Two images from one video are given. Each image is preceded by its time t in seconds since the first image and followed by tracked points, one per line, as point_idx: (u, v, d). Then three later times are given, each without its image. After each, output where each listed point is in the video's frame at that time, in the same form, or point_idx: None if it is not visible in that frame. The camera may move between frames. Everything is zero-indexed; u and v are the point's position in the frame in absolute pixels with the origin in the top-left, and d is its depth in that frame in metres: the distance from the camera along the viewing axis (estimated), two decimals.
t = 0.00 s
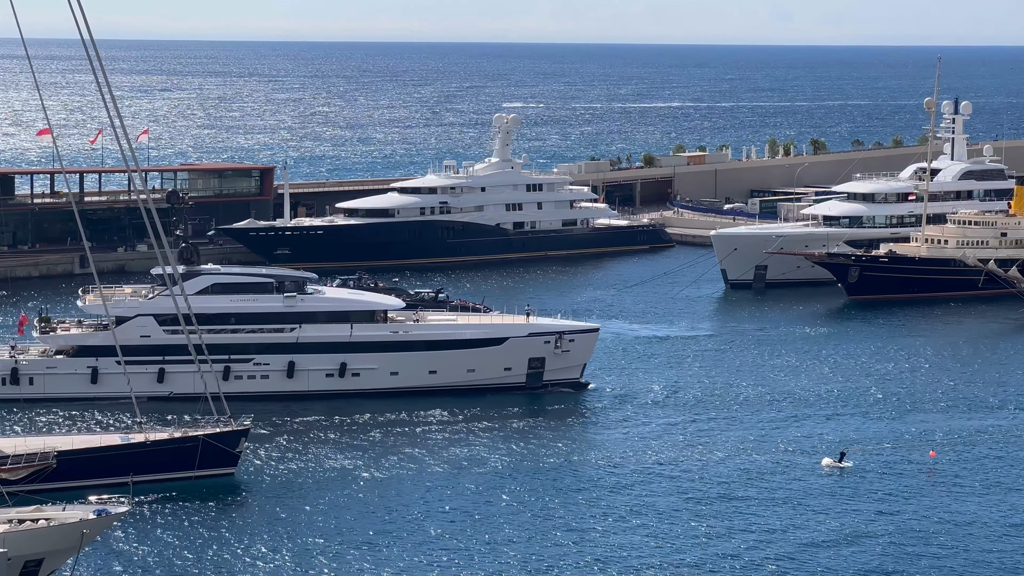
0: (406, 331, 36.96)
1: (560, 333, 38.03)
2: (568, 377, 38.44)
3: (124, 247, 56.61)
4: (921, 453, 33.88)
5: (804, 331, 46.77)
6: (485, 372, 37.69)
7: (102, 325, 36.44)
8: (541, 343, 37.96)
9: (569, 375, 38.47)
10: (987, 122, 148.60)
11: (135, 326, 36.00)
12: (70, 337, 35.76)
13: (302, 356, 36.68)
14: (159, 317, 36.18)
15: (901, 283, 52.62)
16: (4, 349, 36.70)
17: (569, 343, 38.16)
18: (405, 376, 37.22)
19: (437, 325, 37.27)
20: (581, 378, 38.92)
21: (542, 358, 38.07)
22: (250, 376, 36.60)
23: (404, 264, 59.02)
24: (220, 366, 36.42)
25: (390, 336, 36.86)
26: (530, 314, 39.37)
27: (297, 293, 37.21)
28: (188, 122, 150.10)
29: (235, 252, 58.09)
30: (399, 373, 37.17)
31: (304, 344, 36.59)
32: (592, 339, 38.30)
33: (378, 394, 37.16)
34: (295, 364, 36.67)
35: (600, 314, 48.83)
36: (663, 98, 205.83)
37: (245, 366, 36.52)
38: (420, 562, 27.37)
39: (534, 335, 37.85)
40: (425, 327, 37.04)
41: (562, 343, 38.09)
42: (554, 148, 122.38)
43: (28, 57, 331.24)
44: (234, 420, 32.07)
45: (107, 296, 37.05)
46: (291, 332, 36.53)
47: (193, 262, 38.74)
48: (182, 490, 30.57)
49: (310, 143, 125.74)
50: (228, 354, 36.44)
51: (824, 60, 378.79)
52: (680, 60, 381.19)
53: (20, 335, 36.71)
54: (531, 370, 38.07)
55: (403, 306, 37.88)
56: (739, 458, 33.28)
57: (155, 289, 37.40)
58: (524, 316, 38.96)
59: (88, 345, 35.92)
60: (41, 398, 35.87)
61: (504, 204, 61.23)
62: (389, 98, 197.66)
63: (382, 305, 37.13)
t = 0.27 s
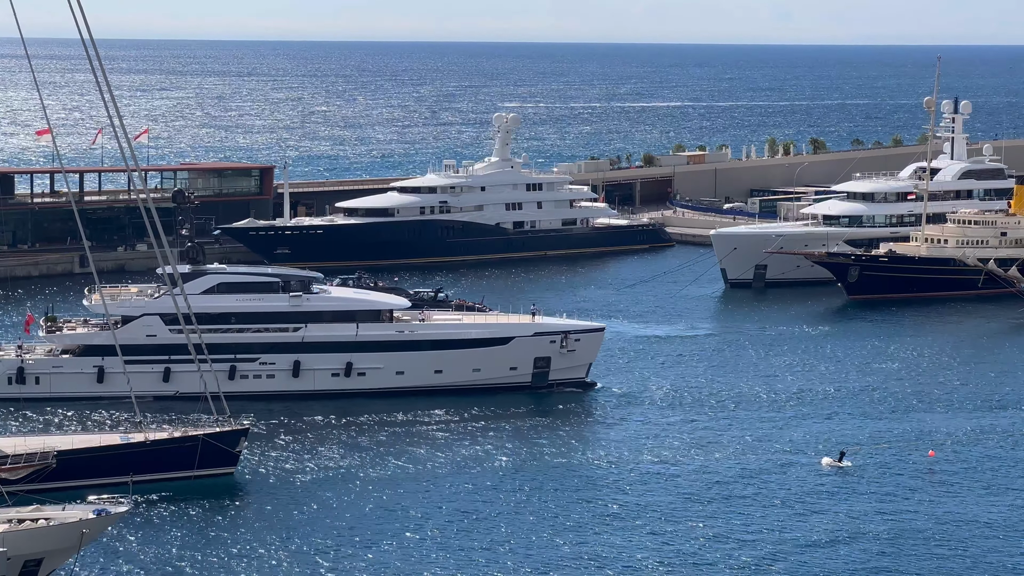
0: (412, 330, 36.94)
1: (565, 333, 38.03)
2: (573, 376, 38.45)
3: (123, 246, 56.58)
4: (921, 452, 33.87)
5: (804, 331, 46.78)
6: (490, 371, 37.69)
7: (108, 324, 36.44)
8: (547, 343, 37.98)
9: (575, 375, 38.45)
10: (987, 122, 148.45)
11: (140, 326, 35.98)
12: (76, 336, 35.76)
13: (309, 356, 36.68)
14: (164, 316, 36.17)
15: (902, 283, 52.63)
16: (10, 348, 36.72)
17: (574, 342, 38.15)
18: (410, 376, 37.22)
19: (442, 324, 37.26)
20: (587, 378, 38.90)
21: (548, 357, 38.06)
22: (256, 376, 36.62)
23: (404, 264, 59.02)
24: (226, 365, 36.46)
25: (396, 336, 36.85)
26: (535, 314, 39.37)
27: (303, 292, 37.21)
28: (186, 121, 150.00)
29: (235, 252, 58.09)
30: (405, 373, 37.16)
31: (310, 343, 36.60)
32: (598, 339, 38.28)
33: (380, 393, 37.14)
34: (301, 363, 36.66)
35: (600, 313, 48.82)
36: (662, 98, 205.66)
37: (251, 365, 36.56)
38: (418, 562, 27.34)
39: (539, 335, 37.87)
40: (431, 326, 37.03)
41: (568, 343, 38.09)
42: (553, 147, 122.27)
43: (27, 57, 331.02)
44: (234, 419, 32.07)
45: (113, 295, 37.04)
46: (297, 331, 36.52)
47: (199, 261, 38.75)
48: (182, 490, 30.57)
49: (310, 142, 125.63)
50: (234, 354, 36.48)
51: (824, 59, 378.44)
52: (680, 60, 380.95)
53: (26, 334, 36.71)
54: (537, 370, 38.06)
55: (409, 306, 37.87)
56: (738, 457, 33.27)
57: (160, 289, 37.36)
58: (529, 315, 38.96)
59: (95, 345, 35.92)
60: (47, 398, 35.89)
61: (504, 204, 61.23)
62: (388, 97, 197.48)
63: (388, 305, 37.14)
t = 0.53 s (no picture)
0: (418, 330, 36.94)
1: (570, 333, 38.02)
2: (578, 376, 38.44)
3: (123, 246, 56.57)
4: (921, 452, 33.87)
5: (803, 331, 46.79)
6: (496, 371, 37.70)
7: (114, 324, 36.46)
8: (552, 343, 37.97)
9: (580, 375, 38.46)
10: (986, 121, 148.45)
11: (146, 326, 35.97)
12: (81, 336, 35.77)
13: (314, 356, 36.70)
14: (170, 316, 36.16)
15: (903, 283, 52.65)
16: (16, 348, 36.74)
17: (580, 342, 38.15)
18: (416, 376, 37.24)
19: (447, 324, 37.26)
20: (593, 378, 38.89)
21: (553, 357, 38.06)
22: (261, 375, 36.65)
23: (404, 264, 59.02)
24: (232, 365, 36.45)
25: (401, 336, 36.84)
26: (540, 314, 39.36)
27: (308, 293, 37.16)
28: (186, 121, 149.97)
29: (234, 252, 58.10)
30: (410, 373, 37.18)
31: (316, 343, 36.62)
32: (603, 339, 38.26)
33: (382, 393, 37.14)
34: (306, 363, 36.68)
35: (599, 313, 48.82)
36: (661, 98, 205.60)
37: (257, 365, 36.57)
38: (416, 562, 27.33)
39: (545, 335, 37.87)
40: (436, 326, 37.04)
41: (573, 343, 38.09)
42: (552, 147, 122.24)
43: (27, 56, 331.04)
44: (233, 420, 32.07)
45: (119, 294, 37.04)
46: (303, 331, 36.52)
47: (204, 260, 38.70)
48: (182, 490, 30.57)
49: (309, 142, 125.58)
50: (239, 353, 36.47)
51: (823, 59, 378.31)
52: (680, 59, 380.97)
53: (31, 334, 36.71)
54: (542, 369, 38.07)
55: (414, 306, 37.85)
56: (737, 457, 33.26)
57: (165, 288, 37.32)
58: (535, 315, 38.94)
59: (101, 345, 35.96)
60: (54, 397, 35.92)
61: (503, 204, 61.23)
62: (387, 97, 197.41)
63: (394, 305, 37.11)
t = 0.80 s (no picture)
0: (423, 331, 36.92)
1: (576, 333, 38.00)
2: (583, 376, 38.43)
3: (123, 246, 56.56)
4: (920, 452, 33.86)
5: (803, 331, 46.78)
6: (501, 371, 37.69)
7: (120, 324, 36.47)
8: (557, 343, 37.96)
9: (586, 375, 38.44)
10: (986, 121, 148.37)
11: (152, 326, 35.95)
12: (87, 336, 35.76)
13: (320, 356, 36.70)
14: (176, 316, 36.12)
15: (905, 283, 52.65)
16: (22, 348, 36.72)
17: (585, 342, 38.13)
18: (421, 376, 37.24)
19: (453, 324, 37.24)
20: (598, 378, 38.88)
21: (558, 357, 38.05)
22: (267, 375, 36.65)
23: (403, 264, 59.00)
24: (237, 366, 36.45)
25: (407, 336, 36.82)
26: (545, 313, 39.34)
27: (314, 292, 37.10)
28: (185, 121, 149.93)
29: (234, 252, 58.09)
30: (416, 372, 37.18)
31: (321, 343, 36.61)
32: (609, 339, 38.24)
33: (385, 393, 37.12)
34: (311, 363, 36.66)
35: (599, 313, 48.81)
36: (661, 98, 205.45)
37: (262, 364, 36.58)
38: (415, 562, 27.31)
39: (550, 335, 37.85)
40: (442, 326, 37.02)
41: (578, 343, 38.07)
42: (551, 147, 122.18)
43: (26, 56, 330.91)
44: (232, 420, 32.08)
45: (125, 294, 37.06)
46: (308, 331, 36.50)
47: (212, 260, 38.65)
48: (181, 490, 30.57)
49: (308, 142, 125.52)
50: (245, 353, 36.47)
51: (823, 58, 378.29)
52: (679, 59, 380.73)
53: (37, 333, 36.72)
54: (548, 369, 38.06)
55: (420, 306, 37.81)
56: (736, 457, 33.25)
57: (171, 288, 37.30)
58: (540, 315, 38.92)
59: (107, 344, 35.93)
60: (61, 397, 35.92)
61: (503, 204, 61.22)
62: (386, 97, 197.31)
63: (399, 304, 37.06)
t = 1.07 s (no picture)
0: (429, 331, 36.90)
1: (582, 333, 37.99)
2: (588, 377, 38.43)
3: (123, 246, 56.55)
4: (919, 452, 33.85)
5: (802, 331, 46.76)
6: (507, 371, 37.68)
7: (126, 324, 36.51)
8: (563, 343, 37.94)
9: (592, 375, 38.44)
10: (985, 121, 148.30)
11: (157, 325, 35.95)
12: (92, 336, 35.79)
13: (326, 356, 36.69)
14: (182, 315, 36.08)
15: (906, 283, 52.66)
16: (27, 348, 36.76)
17: (591, 342, 38.11)
18: (427, 376, 37.24)
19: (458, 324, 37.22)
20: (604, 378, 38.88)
21: (564, 357, 38.04)
22: (273, 375, 36.67)
23: (403, 264, 59.00)
24: (243, 366, 36.46)
25: (413, 336, 36.78)
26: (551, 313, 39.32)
27: (320, 293, 37.03)
28: (184, 121, 149.89)
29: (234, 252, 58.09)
30: (422, 372, 37.18)
31: (327, 343, 36.61)
32: (614, 339, 38.22)
33: (388, 393, 37.11)
34: (317, 363, 36.66)
35: (599, 313, 48.80)
36: (660, 98, 205.32)
37: (268, 364, 36.59)
38: (413, 562, 27.31)
39: (556, 335, 37.83)
40: (447, 326, 37.00)
41: (584, 343, 38.05)
42: (550, 147, 122.13)
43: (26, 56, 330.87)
44: (231, 421, 32.09)
45: (131, 294, 37.11)
46: (314, 331, 36.49)
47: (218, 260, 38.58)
48: (181, 490, 30.56)
49: (307, 142, 125.49)
50: (250, 354, 36.45)
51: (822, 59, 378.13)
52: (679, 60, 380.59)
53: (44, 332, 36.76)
54: (553, 370, 38.05)
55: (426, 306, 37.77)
56: (736, 457, 33.23)
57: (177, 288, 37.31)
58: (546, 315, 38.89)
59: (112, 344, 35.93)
60: (67, 397, 35.93)
61: (503, 204, 61.22)
62: (386, 97, 197.20)
63: (405, 305, 37.03)
